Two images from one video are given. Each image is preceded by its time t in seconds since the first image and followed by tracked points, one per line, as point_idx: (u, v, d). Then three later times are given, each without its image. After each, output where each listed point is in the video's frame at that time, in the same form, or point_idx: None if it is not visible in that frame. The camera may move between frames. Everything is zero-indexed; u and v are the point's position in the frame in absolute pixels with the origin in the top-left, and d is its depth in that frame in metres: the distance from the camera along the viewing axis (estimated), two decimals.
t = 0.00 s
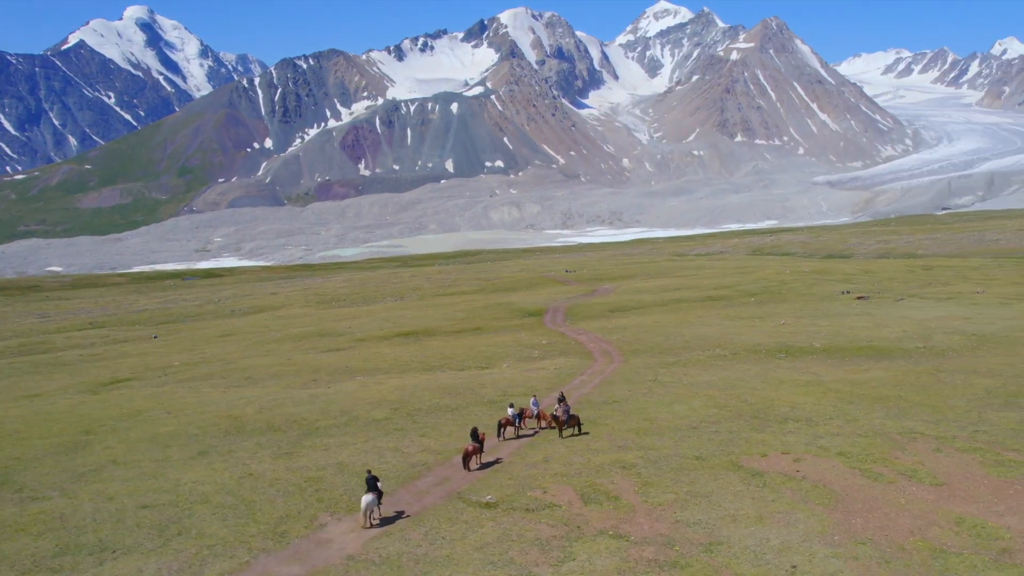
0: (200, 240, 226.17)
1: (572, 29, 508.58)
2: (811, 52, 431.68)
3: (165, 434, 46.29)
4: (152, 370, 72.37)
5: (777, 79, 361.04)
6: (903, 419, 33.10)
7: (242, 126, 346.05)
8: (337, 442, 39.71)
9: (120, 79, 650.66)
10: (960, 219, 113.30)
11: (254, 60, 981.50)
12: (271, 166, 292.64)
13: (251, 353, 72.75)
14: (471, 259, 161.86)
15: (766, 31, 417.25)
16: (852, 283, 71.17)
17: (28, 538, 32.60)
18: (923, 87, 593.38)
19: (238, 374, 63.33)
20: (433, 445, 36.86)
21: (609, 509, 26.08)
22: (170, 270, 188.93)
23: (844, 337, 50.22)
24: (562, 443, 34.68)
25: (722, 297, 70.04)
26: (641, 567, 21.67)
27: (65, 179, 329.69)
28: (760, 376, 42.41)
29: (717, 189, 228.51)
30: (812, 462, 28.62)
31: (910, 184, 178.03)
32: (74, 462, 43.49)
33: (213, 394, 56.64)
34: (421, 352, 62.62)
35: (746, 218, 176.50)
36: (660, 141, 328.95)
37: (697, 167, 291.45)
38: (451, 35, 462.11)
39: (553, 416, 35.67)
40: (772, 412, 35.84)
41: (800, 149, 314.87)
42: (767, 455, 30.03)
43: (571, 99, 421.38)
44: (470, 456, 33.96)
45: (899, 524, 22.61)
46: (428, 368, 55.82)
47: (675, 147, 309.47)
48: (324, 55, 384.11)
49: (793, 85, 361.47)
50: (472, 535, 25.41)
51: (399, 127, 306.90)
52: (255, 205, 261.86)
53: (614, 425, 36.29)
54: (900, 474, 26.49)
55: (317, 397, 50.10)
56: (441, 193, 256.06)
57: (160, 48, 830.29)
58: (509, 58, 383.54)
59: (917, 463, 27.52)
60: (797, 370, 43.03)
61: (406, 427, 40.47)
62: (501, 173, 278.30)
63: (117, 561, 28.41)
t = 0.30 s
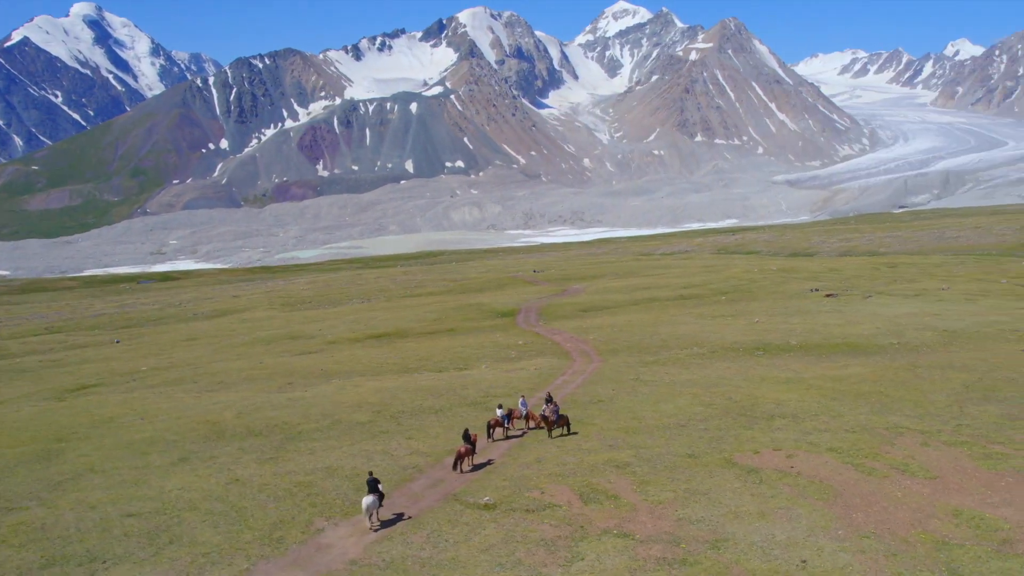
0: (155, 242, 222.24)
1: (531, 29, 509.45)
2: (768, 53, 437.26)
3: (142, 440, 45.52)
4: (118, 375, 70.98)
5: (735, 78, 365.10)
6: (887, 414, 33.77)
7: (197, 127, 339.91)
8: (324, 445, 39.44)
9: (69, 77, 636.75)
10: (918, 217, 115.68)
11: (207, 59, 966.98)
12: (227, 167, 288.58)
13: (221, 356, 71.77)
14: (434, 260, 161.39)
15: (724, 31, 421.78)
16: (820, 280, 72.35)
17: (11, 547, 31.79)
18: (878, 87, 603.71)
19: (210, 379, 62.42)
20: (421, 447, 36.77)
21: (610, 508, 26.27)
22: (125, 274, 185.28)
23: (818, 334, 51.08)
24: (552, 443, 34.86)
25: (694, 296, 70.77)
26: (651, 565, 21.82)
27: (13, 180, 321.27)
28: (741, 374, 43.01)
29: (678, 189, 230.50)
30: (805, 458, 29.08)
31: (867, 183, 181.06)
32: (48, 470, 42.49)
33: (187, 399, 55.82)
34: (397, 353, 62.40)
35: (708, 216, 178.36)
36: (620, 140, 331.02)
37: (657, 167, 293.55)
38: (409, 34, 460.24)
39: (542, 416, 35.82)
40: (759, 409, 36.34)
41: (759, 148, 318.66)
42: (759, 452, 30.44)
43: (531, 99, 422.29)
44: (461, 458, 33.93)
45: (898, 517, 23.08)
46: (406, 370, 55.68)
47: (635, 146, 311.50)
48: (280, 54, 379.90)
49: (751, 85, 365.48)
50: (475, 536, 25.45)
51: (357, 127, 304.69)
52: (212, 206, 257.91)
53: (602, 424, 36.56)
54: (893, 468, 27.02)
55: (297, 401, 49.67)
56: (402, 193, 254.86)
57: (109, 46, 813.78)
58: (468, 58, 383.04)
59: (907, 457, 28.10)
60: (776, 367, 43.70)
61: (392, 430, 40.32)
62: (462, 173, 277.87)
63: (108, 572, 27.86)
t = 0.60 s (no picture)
0: (114, 245, 218.09)
1: (495, 29, 509.68)
2: (732, 52, 440.50)
3: (121, 448, 44.67)
4: (87, 380, 69.63)
5: (700, 78, 367.43)
6: (873, 410, 34.36)
7: (155, 128, 331.54)
8: (312, 449, 39.17)
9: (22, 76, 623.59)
10: (883, 215, 117.75)
11: (165, 58, 953.38)
12: (188, 168, 284.41)
13: (194, 360, 70.81)
14: (400, 261, 160.73)
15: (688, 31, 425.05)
16: (792, 279, 73.30)
17: None
18: (840, 87, 612.21)
19: (185, 384, 61.58)
20: (412, 450, 36.64)
21: (611, 507, 26.40)
22: (84, 277, 181.71)
23: (797, 332, 51.79)
24: (544, 444, 34.99)
25: (669, 295, 71.40)
26: (659, 564, 21.93)
27: None
28: (725, 372, 43.46)
29: (644, 189, 232.10)
30: (799, 454, 29.47)
31: (831, 182, 183.69)
32: (26, 478, 41.50)
33: (163, 405, 55.02)
34: (375, 355, 62.18)
35: (673, 216, 179.95)
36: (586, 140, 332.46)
37: (622, 167, 294.89)
38: (372, 34, 457.86)
39: (533, 417, 35.91)
40: (746, 408, 36.77)
41: (724, 148, 321.76)
42: (753, 450, 30.80)
43: (495, 99, 422.65)
44: (454, 459, 33.92)
45: (897, 511, 23.45)
46: (386, 373, 55.56)
47: (601, 146, 312.84)
48: (240, 53, 375.47)
49: (716, 85, 367.60)
50: (478, 538, 25.45)
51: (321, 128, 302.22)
52: (172, 208, 253.51)
53: (592, 424, 36.76)
54: (886, 464, 27.47)
55: (278, 405, 49.24)
56: (366, 194, 253.38)
57: (63, 44, 798.57)
58: (432, 58, 382.12)
59: (899, 452, 28.58)
60: (759, 366, 44.20)
61: (380, 433, 40.17)
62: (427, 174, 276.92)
63: None
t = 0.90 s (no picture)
0: (71, 247, 213.38)
1: (459, 29, 509.12)
2: (696, 52, 443.29)
3: (98, 455, 43.80)
4: (55, 385, 68.12)
5: (665, 78, 369.58)
6: (860, 407, 34.93)
7: (113, 127, 324.04)
8: (298, 453, 38.91)
9: None
10: (850, 214, 119.46)
11: (121, 57, 937.19)
12: (147, 169, 279.51)
13: (165, 364, 69.66)
14: (366, 262, 159.68)
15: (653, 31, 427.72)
16: (764, 278, 74.22)
17: None
18: (802, 87, 619.55)
19: (159, 388, 60.58)
20: (402, 452, 36.53)
21: (613, 507, 26.54)
22: (40, 281, 177.73)
23: (776, 330, 52.39)
24: (534, 444, 35.11)
25: (643, 295, 71.98)
26: (667, 563, 22.08)
27: None
28: (709, 371, 43.89)
29: (610, 189, 233.10)
30: (792, 451, 29.89)
31: (795, 182, 185.99)
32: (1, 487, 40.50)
33: (139, 410, 54.17)
34: (353, 357, 61.82)
35: (640, 215, 181.06)
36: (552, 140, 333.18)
37: (588, 167, 295.78)
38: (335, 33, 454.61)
39: (523, 418, 35.99)
40: (733, 406, 37.21)
41: (689, 148, 324.20)
42: (745, 447, 31.21)
43: (460, 99, 422.19)
44: (447, 461, 33.85)
45: (894, 506, 23.91)
46: (365, 375, 55.27)
47: (567, 146, 313.59)
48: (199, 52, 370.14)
49: (680, 85, 369.85)
50: (480, 538, 25.46)
51: (283, 128, 299.25)
52: (131, 210, 248.18)
53: (582, 425, 36.99)
54: (881, 460, 27.88)
55: (259, 408, 48.72)
56: (331, 195, 251.28)
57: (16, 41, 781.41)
58: (396, 58, 380.36)
59: (890, 447, 29.08)
60: (741, 364, 44.72)
61: (367, 436, 39.98)
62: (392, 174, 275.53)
63: None
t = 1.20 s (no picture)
0: (27, 249, 208.28)
1: (424, 29, 507.86)
2: (662, 52, 445.55)
3: (77, 462, 42.85)
4: (22, 391, 66.55)
5: (630, 78, 371.35)
6: (847, 404, 35.47)
7: (68, 127, 311.06)
8: (287, 456, 38.59)
9: None
10: (816, 212, 121.22)
11: (77, 55, 920.89)
12: (105, 170, 273.98)
13: (137, 369, 68.38)
14: (334, 263, 158.60)
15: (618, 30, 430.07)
16: (738, 277, 75.00)
17: None
18: (767, 87, 626.01)
19: (133, 394, 59.55)
20: (394, 455, 36.36)
21: (614, 506, 26.69)
22: None
23: (755, 328, 52.99)
24: (526, 444, 35.18)
25: (619, 295, 72.49)
26: (676, 561, 22.23)
27: None
28: (694, 370, 44.31)
29: (577, 189, 233.86)
30: (786, 448, 30.27)
31: (761, 181, 187.81)
32: None
33: (114, 416, 53.15)
34: (331, 360, 61.38)
35: (608, 215, 182.06)
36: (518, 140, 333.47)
37: (555, 167, 296.33)
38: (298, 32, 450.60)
39: (514, 418, 36.02)
40: (721, 404, 37.60)
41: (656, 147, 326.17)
42: (739, 444, 31.52)
43: (425, 99, 421.07)
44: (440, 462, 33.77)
45: (894, 501, 24.27)
46: (345, 377, 54.94)
47: (534, 146, 314.04)
48: (158, 52, 363.02)
49: (646, 85, 371.81)
50: (485, 539, 25.48)
51: (246, 129, 295.84)
52: (88, 211, 242.23)
53: (572, 424, 37.14)
54: (875, 455, 28.33)
55: (241, 413, 48.13)
56: (295, 196, 248.97)
57: None
58: (360, 57, 378.29)
59: (882, 443, 29.55)
60: (725, 362, 45.21)
61: (355, 438, 39.75)
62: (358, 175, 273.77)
63: None
